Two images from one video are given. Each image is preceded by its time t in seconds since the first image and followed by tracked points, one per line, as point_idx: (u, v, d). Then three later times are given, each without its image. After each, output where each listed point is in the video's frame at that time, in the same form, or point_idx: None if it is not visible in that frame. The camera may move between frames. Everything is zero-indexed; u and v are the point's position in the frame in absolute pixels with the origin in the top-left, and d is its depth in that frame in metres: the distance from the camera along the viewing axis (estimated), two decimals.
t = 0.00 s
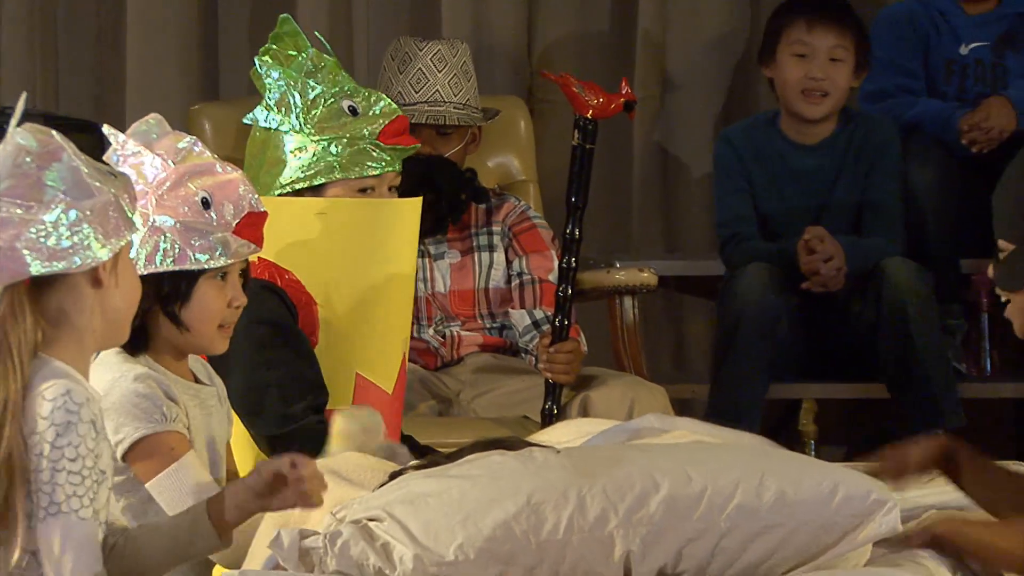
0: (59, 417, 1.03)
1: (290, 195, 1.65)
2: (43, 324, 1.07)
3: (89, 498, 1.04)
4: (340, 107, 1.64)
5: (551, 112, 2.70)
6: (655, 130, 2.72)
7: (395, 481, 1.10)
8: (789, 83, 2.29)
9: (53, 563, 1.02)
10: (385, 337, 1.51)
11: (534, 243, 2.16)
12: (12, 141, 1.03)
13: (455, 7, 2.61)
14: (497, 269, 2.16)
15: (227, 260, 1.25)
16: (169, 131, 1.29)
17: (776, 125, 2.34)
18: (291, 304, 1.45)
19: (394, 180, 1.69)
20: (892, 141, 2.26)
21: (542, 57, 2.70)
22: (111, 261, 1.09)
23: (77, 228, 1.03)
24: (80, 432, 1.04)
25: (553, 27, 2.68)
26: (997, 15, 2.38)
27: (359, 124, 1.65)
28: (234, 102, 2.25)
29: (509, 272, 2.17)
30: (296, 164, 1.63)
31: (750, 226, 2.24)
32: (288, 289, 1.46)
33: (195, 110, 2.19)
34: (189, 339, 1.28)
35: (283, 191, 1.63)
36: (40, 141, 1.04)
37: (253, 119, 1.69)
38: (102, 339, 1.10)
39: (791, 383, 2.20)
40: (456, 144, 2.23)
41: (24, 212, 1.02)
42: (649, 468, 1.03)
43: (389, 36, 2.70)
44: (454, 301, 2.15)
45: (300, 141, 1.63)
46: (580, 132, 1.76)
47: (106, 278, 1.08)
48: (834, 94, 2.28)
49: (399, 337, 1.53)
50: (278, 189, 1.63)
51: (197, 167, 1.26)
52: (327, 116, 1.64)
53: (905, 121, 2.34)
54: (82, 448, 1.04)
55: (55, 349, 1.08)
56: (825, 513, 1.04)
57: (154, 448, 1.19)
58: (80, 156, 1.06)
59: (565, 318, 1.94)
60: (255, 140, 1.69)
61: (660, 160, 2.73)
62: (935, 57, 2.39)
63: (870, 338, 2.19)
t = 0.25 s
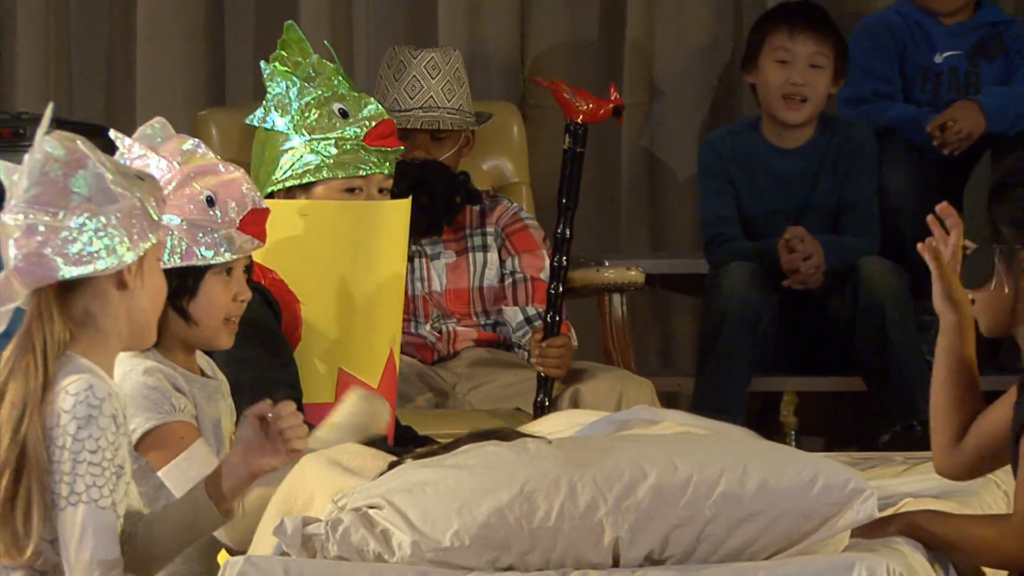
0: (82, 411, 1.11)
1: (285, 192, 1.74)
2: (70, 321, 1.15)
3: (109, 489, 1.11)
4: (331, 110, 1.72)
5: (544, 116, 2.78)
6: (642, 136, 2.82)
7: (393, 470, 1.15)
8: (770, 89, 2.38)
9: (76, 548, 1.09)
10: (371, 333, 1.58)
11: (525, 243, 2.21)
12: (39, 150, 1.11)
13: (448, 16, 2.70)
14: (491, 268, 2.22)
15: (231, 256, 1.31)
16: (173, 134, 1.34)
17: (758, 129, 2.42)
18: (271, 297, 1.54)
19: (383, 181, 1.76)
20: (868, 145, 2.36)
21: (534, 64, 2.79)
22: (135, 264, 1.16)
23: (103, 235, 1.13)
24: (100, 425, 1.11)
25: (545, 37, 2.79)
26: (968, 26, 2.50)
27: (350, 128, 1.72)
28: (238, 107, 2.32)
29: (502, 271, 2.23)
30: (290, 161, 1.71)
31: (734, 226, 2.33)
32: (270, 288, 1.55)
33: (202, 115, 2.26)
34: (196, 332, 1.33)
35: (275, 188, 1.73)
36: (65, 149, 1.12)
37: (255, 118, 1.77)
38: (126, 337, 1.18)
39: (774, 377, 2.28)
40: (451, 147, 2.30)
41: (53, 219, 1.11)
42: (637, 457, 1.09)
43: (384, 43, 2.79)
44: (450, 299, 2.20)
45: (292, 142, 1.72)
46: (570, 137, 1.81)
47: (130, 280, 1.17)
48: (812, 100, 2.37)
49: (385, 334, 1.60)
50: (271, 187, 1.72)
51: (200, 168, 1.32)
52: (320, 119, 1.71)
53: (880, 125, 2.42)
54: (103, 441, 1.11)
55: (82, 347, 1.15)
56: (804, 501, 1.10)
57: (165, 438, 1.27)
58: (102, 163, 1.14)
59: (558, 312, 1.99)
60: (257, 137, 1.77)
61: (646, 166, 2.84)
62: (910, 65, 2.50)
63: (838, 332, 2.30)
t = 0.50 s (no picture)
0: (99, 405, 1.20)
1: (286, 196, 1.79)
2: (79, 320, 1.26)
3: (120, 481, 1.20)
4: (332, 117, 1.78)
5: (533, 120, 2.88)
6: (628, 141, 2.92)
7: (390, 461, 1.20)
8: (751, 95, 2.45)
9: (86, 532, 1.18)
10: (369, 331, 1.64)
11: (516, 244, 2.27)
12: (51, 161, 1.21)
13: (442, 25, 2.80)
14: (482, 268, 2.27)
15: (230, 255, 1.38)
16: (172, 139, 1.37)
17: (739, 133, 2.50)
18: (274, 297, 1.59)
19: (382, 186, 1.81)
20: (845, 148, 2.44)
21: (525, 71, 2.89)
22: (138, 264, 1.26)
23: (111, 239, 1.23)
24: (116, 419, 1.21)
25: (533, 44, 2.88)
26: (942, 36, 2.57)
27: (350, 134, 1.78)
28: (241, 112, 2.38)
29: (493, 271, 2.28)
30: (291, 165, 1.76)
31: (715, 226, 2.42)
32: (275, 289, 1.60)
33: (205, 120, 2.33)
34: (197, 329, 1.40)
35: (278, 192, 1.77)
36: (76, 160, 1.22)
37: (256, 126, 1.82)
38: (133, 333, 1.28)
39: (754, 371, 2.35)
40: (447, 152, 2.37)
41: (65, 225, 1.22)
42: (623, 450, 1.14)
43: (378, 48, 2.87)
44: (443, 297, 2.26)
45: (294, 148, 1.77)
46: (559, 141, 1.86)
47: (130, 281, 1.26)
48: (791, 105, 2.44)
49: (382, 333, 1.65)
50: (274, 190, 1.77)
51: (201, 173, 1.40)
52: (321, 125, 1.77)
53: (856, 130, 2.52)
54: (118, 434, 1.21)
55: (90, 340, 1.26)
56: (784, 492, 1.14)
57: (166, 439, 1.33)
58: (111, 171, 1.24)
59: (544, 312, 2.04)
60: (259, 143, 1.82)
61: (633, 169, 2.94)
62: (887, 71, 2.57)
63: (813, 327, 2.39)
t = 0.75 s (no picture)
0: (89, 400, 1.24)
1: (281, 200, 1.83)
2: (74, 319, 1.31)
3: (108, 474, 1.22)
4: (323, 124, 1.84)
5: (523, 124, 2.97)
6: (614, 145, 3.01)
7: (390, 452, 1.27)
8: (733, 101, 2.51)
9: (75, 525, 1.21)
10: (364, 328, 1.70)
11: (507, 245, 2.33)
12: (53, 163, 1.27)
13: (436, 33, 2.90)
14: (475, 268, 2.33)
15: (237, 254, 1.43)
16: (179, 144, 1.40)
17: (721, 139, 2.56)
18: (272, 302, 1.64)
19: (369, 190, 1.89)
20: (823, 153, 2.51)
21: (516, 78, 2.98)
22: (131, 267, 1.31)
23: (104, 242, 1.28)
24: (105, 413, 1.24)
25: (522, 54, 2.97)
26: (917, 44, 2.67)
27: (340, 140, 1.85)
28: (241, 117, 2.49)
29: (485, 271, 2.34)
30: (284, 173, 1.81)
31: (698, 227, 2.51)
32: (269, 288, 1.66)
33: (208, 126, 2.43)
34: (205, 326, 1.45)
35: (271, 197, 1.82)
36: (77, 164, 1.27)
37: (247, 133, 1.86)
38: (126, 331, 1.33)
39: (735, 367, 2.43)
40: (445, 157, 2.45)
41: (59, 226, 1.27)
42: (611, 441, 1.20)
43: (373, 58, 2.96)
44: (437, 296, 2.31)
45: (286, 153, 1.82)
46: (550, 145, 1.92)
47: (120, 283, 1.31)
48: (770, 111, 2.50)
49: (375, 326, 1.71)
50: (267, 195, 1.81)
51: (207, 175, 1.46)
52: (311, 131, 1.83)
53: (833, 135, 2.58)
54: (106, 428, 1.24)
55: (84, 338, 1.32)
56: (766, 482, 1.19)
57: (175, 430, 1.37)
58: (111, 175, 1.29)
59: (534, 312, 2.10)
60: (246, 151, 1.87)
61: (619, 172, 3.03)
62: (863, 82, 2.66)
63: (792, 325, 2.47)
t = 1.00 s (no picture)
0: (89, 388, 1.29)
1: (286, 200, 1.91)
2: (68, 314, 1.36)
3: (117, 457, 1.28)
4: (325, 126, 1.92)
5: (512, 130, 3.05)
6: (600, 151, 3.09)
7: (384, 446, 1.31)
8: (713, 108, 2.58)
9: (96, 509, 1.26)
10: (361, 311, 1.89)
11: (497, 245, 2.40)
12: (52, 162, 1.33)
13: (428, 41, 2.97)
14: (466, 266, 2.39)
15: (240, 255, 1.51)
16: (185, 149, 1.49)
17: (702, 143, 2.66)
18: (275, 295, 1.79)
19: (371, 187, 1.96)
20: (802, 157, 2.57)
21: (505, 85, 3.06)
22: (120, 264, 1.36)
23: (96, 238, 1.33)
24: (106, 400, 1.29)
25: (514, 62, 3.06)
26: (893, 52, 2.74)
27: (342, 140, 1.92)
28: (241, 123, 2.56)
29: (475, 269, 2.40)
30: (286, 174, 1.90)
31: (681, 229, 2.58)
32: (272, 282, 1.82)
33: (210, 131, 2.49)
34: (210, 324, 1.51)
35: (277, 198, 1.90)
36: (75, 163, 1.33)
37: (252, 137, 1.95)
38: (120, 329, 1.38)
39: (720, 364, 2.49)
40: (436, 160, 2.51)
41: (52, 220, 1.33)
42: (597, 435, 1.25)
43: (367, 64, 3.03)
44: (429, 293, 2.36)
45: (290, 155, 1.90)
46: (539, 150, 1.97)
47: (110, 280, 1.36)
48: (750, 118, 2.57)
49: (369, 321, 1.89)
50: (272, 196, 1.90)
51: (211, 179, 1.55)
52: (314, 133, 1.91)
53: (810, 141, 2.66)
54: (109, 414, 1.29)
55: (78, 332, 1.37)
56: (746, 474, 1.24)
57: (179, 422, 1.42)
58: (107, 175, 1.34)
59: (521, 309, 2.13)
60: (251, 155, 1.96)
61: (605, 176, 3.11)
62: (840, 89, 2.75)
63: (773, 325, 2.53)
